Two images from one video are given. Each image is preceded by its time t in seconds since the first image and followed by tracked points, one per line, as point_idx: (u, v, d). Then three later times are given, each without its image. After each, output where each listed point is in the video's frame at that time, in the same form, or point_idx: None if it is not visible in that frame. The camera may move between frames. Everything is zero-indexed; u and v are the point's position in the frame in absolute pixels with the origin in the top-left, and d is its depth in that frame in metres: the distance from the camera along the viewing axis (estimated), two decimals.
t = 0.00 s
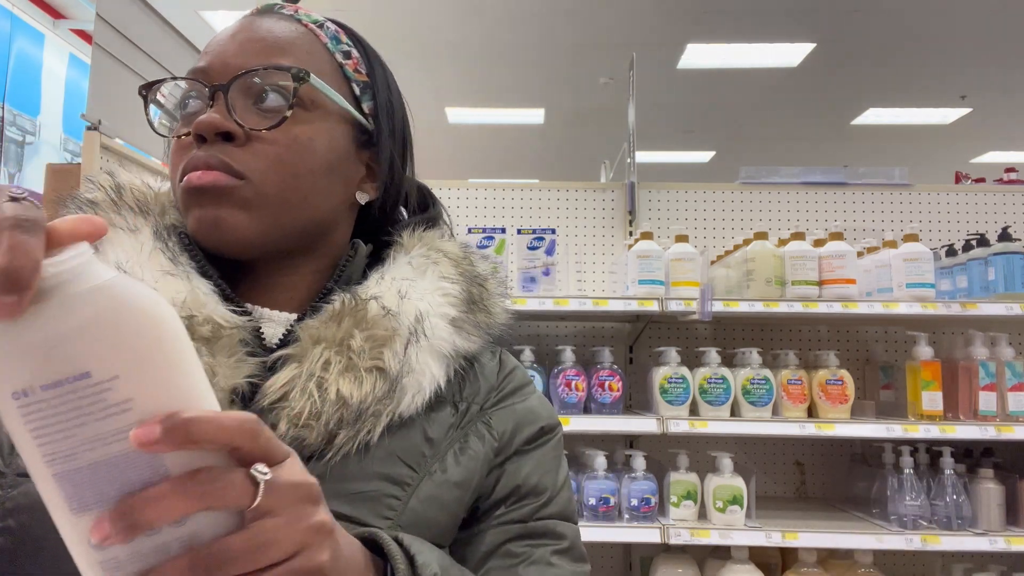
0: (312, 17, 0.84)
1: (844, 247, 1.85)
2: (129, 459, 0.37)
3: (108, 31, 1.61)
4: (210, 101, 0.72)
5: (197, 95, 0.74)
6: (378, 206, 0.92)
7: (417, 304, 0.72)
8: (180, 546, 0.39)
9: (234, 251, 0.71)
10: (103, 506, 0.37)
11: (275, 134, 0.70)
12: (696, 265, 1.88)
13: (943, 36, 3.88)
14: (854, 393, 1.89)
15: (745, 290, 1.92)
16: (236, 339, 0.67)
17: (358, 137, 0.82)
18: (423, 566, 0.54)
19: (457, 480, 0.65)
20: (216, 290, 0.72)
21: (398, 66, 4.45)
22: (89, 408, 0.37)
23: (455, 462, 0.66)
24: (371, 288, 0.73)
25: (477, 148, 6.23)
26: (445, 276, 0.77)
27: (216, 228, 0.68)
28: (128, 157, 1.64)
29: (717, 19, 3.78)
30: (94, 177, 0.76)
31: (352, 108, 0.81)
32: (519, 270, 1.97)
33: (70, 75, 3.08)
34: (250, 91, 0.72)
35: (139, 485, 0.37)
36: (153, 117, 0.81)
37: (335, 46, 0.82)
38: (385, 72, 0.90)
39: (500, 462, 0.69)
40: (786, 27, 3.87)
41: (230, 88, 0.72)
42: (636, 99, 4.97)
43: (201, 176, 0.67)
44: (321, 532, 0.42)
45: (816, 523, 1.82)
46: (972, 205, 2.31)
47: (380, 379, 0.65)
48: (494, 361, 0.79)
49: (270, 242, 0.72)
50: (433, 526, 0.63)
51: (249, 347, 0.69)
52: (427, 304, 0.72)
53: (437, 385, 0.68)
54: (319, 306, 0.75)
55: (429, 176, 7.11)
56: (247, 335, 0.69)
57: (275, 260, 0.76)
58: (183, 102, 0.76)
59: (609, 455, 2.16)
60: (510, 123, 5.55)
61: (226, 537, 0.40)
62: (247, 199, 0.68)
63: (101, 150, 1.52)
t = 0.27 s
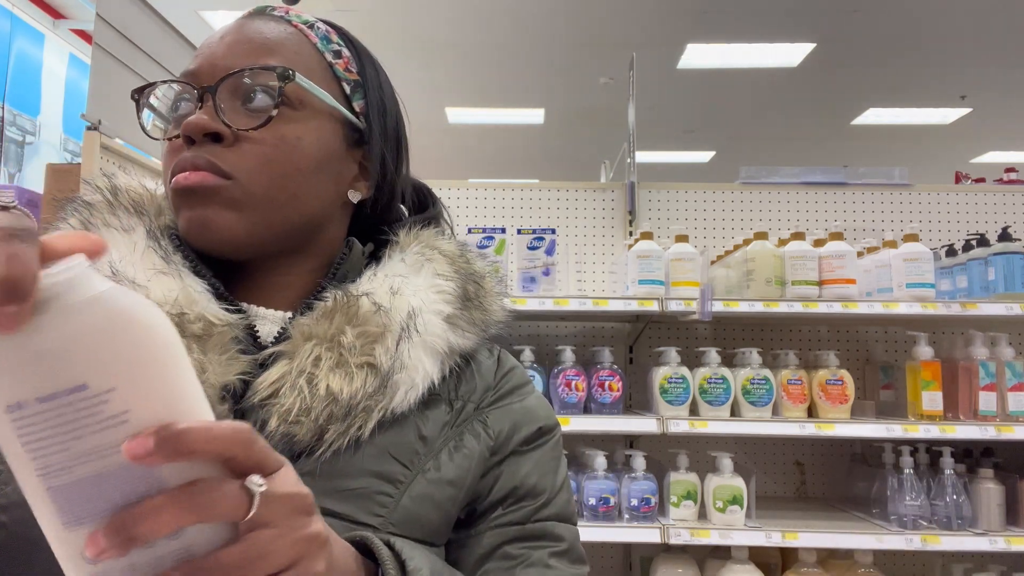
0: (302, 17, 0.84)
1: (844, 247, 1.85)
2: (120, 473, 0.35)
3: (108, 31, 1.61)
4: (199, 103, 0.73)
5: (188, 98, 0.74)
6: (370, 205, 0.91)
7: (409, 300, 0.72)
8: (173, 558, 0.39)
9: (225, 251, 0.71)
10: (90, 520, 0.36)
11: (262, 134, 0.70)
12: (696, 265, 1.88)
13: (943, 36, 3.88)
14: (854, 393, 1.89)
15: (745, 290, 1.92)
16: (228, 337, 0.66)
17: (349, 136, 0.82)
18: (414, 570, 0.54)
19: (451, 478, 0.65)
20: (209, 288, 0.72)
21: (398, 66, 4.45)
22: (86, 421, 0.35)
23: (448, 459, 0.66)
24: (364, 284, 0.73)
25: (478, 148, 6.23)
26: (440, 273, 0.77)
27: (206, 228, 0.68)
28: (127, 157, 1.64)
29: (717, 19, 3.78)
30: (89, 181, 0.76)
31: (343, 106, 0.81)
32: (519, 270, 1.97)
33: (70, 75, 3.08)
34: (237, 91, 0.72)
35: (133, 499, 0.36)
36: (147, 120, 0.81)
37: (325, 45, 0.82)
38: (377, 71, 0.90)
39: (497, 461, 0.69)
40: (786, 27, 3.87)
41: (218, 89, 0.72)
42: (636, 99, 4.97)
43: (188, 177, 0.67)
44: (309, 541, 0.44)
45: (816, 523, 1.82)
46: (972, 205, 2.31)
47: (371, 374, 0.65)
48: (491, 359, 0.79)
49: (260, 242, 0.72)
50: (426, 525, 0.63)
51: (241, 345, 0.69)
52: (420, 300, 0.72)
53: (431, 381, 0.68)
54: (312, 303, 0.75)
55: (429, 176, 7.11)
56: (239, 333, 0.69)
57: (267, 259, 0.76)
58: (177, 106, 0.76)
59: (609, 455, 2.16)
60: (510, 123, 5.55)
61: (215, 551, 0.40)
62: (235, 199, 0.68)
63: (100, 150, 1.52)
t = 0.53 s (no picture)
0: (297, 18, 0.84)
1: (844, 246, 1.85)
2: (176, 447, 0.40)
3: (108, 31, 1.61)
4: (193, 102, 0.73)
5: (182, 98, 0.74)
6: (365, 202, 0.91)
7: (406, 297, 0.72)
8: (230, 532, 0.42)
9: (217, 248, 0.71)
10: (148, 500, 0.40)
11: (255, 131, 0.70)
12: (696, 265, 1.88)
13: (944, 36, 3.88)
14: (854, 393, 1.89)
15: (745, 290, 1.93)
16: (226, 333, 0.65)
17: (343, 134, 0.82)
18: (438, 564, 0.54)
19: (449, 476, 0.65)
20: (205, 286, 0.71)
21: (398, 66, 4.45)
22: (141, 395, 0.40)
23: (446, 456, 0.66)
24: (360, 282, 0.73)
25: (478, 148, 6.23)
26: (437, 271, 0.77)
27: (198, 224, 0.67)
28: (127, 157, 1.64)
29: (717, 19, 3.78)
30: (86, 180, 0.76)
31: (336, 105, 0.81)
32: (519, 270, 1.97)
33: (70, 75, 3.08)
34: (231, 90, 0.72)
35: (189, 471, 0.40)
36: (142, 121, 0.81)
37: (318, 45, 0.82)
38: (371, 71, 0.90)
39: (496, 460, 0.69)
40: (785, 27, 3.87)
41: (212, 88, 0.72)
42: (636, 99, 4.98)
43: (180, 174, 0.66)
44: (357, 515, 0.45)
45: (816, 523, 1.82)
46: (972, 205, 2.31)
47: (367, 370, 0.65)
48: (489, 357, 0.79)
49: (252, 239, 0.71)
50: (424, 522, 0.63)
51: (238, 343, 0.68)
52: (417, 297, 0.72)
53: (427, 377, 0.68)
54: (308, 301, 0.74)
55: (429, 176, 7.11)
56: (235, 331, 0.68)
57: (262, 256, 0.76)
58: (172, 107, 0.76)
59: (609, 455, 2.16)
60: (510, 123, 5.55)
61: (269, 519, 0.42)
62: (227, 196, 0.67)
63: (100, 150, 1.52)
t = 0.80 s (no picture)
0: (292, 16, 0.84)
1: (844, 246, 1.85)
2: (170, 446, 0.41)
3: (108, 31, 1.61)
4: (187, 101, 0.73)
5: (177, 97, 0.74)
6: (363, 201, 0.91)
7: (406, 296, 0.72)
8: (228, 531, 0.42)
9: (213, 246, 0.71)
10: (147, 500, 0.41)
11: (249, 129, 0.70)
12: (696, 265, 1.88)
13: (944, 36, 3.88)
14: (854, 393, 1.89)
15: (745, 290, 1.92)
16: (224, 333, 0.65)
17: (340, 132, 0.82)
18: (444, 564, 0.54)
19: (449, 475, 0.65)
20: (204, 286, 0.71)
21: (399, 66, 4.45)
22: (142, 396, 0.41)
23: (447, 455, 0.66)
24: (360, 281, 0.73)
25: (478, 149, 6.24)
26: (436, 270, 0.77)
27: (193, 222, 0.68)
28: (127, 157, 1.65)
29: (717, 19, 3.78)
30: (85, 181, 0.76)
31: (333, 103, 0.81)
32: (519, 270, 1.97)
33: (70, 75, 3.08)
34: (224, 87, 0.72)
35: (186, 470, 0.41)
36: (138, 120, 0.81)
37: (314, 43, 0.82)
38: (367, 68, 0.90)
39: (496, 460, 0.69)
40: (785, 27, 3.87)
41: (206, 87, 0.72)
42: (636, 100, 4.98)
43: (175, 172, 0.67)
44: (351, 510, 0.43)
45: (816, 523, 1.82)
46: (972, 205, 2.31)
47: (367, 370, 0.65)
48: (489, 355, 0.79)
49: (248, 237, 0.71)
50: (425, 523, 0.63)
51: (236, 343, 0.68)
52: (417, 297, 0.72)
53: (427, 377, 0.68)
54: (308, 301, 0.74)
55: (429, 176, 7.11)
56: (235, 331, 0.69)
57: (259, 254, 0.76)
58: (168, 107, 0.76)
59: (609, 455, 2.16)
60: (510, 123, 5.55)
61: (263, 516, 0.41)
62: (221, 194, 0.67)
63: (100, 150, 1.52)
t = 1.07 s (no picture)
0: (293, 15, 0.84)
1: (844, 246, 1.85)
2: (154, 422, 0.40)
3: (108, 31, 1.61)
4: (189, 103, 0.72)
5: (180, 99, 0.74)
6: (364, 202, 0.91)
7: (405, 298, 0.71)
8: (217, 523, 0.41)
9: (215, 249, 0.71)
10: (133, 467, 0.40)
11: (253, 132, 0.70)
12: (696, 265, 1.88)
13: (944, 36, 3.88)
14: (854, 393, 1.89)
15: (745, 290, 1.92)
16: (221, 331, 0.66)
17: (342, 133, 0.82)
18: (437, 563, 0.54)
19: (448, 475, 0.65)
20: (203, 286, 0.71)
21: (399, 66, 4.45)
22: (139, 369, 0.40)
23: (446, 455, 0.66)
24: (360, 283, 0.73)
25: (478, 149, 6.23)
26: (435, 272, 0.77)
27: (196, 226, 0.67)
28: (127, 157, 1.65)
29: (717, 19, 3.78)
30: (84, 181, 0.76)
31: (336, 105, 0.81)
32: (519, 270, 1.97)
33: (70, 75, 3.08)
34: (226, 88, 0.72)
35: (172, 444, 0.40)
36: (137, 121, 0.81)
37: (316, 43, 0.82)
38: (367, 67, 0.89)
39: (494, 460, 0.69)
40: (785, 27, 3.87)
41: (209, 89, 0.72)
42: (636, 99, 4.98)
43: (179, 175, 0.66)
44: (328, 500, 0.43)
45: (815, 523, 1.82)
46: (972, 205, 2.31)
47: (367, 372, 0.65)
48: (487, 357, 0.79)
49: (251, 240, 0.71)
50: (423, 522, 0.63)
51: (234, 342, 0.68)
52: (416, 299, 0.72)
53: (426, 379, 0.68)
54: (307, 302, 0.74)
55: (429, 176, 7.11)
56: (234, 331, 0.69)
57: (261, 257, 0.76)
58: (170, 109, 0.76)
59: (609, 455, 2.16)
60: (510, 123, 5.55)
61: (239, 495, 0.41)
62: (225, 198, 0.67)
63: (100, 150, 1.52)
